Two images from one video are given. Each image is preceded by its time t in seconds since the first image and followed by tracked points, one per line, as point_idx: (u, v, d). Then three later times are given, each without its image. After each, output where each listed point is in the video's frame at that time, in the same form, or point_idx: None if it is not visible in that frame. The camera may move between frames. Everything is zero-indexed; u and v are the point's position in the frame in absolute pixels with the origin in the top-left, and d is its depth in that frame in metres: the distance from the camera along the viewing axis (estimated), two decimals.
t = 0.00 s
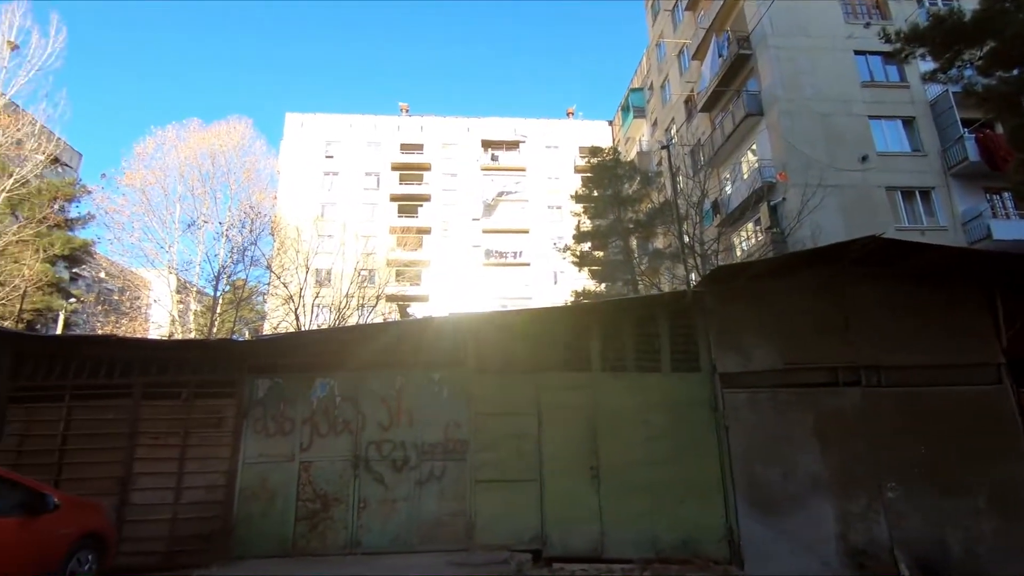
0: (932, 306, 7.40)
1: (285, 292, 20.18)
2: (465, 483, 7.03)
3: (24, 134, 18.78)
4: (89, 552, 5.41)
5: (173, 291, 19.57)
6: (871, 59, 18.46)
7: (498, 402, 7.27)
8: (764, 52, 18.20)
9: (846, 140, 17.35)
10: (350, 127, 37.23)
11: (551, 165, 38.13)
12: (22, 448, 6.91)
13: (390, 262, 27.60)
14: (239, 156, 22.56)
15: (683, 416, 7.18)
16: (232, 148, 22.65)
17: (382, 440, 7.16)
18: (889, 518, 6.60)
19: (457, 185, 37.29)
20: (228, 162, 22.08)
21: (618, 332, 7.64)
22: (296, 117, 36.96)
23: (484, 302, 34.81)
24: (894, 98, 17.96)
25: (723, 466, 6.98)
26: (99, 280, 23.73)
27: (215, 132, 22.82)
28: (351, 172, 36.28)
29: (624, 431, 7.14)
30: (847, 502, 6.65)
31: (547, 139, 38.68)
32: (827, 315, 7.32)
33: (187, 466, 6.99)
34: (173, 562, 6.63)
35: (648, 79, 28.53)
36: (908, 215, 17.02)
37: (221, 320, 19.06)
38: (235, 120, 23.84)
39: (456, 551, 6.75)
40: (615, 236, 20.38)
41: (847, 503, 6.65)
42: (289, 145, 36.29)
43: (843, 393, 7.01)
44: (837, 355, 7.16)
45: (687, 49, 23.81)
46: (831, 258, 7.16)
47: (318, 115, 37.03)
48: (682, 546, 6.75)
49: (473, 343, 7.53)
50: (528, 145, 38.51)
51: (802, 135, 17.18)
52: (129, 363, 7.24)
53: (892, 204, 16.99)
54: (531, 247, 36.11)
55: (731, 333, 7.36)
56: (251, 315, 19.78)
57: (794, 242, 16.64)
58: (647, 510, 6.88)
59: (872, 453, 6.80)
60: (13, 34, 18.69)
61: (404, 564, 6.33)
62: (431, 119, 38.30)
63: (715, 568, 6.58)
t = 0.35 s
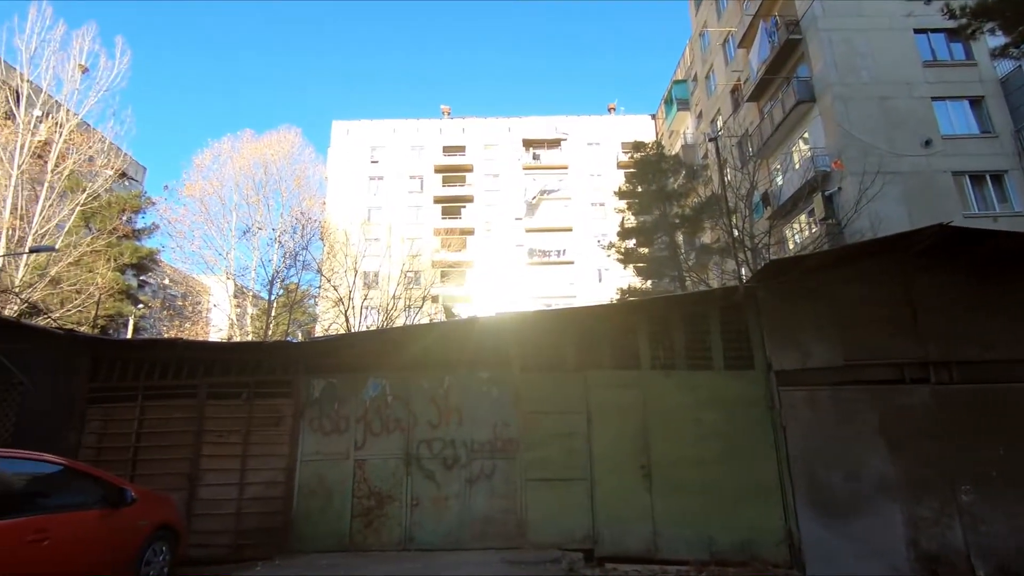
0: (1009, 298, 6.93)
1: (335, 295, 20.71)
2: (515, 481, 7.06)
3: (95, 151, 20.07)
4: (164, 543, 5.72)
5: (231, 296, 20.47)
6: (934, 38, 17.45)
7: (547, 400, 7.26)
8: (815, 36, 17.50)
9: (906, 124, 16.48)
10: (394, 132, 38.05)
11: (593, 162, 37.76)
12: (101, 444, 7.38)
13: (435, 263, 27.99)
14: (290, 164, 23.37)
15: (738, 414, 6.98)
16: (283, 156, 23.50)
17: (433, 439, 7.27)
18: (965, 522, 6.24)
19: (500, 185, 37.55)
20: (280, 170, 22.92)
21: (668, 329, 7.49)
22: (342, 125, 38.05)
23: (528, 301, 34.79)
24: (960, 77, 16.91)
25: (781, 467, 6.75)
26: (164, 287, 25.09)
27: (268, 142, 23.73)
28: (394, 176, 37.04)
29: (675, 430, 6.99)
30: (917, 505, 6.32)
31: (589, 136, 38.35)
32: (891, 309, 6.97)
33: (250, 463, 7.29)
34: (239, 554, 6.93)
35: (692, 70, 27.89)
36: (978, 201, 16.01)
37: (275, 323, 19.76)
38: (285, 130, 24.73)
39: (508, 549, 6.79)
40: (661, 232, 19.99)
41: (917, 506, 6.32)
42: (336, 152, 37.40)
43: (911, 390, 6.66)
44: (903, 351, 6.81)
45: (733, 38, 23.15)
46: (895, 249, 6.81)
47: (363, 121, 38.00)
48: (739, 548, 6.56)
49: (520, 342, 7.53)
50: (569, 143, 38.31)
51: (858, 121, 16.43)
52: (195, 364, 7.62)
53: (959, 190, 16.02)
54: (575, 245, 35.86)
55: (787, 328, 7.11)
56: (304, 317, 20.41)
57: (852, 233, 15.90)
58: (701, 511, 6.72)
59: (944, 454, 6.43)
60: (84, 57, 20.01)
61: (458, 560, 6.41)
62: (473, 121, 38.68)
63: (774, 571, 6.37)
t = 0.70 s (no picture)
0: None
1: (382, 296, 21.12)
2: (564, 480, 7.04)
3: (157, 164, 21.23)
4: (228, 537, 5.99)
5: (283, 300, 21.24)
6: (1003, 11, 16.31)
7: (594, 398, 7.20)
8: (869, 17, 16.69)
9: (972, 105, 15.52)
10: (435, 135, 38.60)
11: (635, 157, 37.15)
12: (169, 442, 7.78)
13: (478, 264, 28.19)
14: (336, 170, 24.01)
15: (794, 413, 6.74)
16: (329, 163, 24.16)
17: (481, 437, 7.34)
18: None
19: (540, 184, 37.48)
20: (327, 176, 23.57)
21: (718, 326, 7.29)
22: (385, 130, 38.87)
23: (571, 299, 34.60)
24: None
25: (841, 467, 6.47)
26: (221, 292, 26.26)
27: (314, 149, 24.46)
28: (436, 179, 37.56)
29: (728, 429, 6.81)
30: (994, 509, 5.96)
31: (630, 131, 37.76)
32: (964, 301, 6.52)
33: (306, 460, 7.55)
34: (298, 548, 7.18)
35: (737, 59, 27.08)
36: None
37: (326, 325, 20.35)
38: (331, 137, 25.42)
39: (557, 549, 6.77)
40: (707, 226, 19.46)
41: (993, 510, 5.95)
42: (380, 157, 38.23)
43: (983, 386, 6.25)
44: (975, 345, 6.38)
45: (780, 23, 22.35)
46: (965, 237, 6.41)
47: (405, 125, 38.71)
48: (798, 552, 6.34)
49: (566, 341, 7.49)
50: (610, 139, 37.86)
51: (918, 105, 15.58)
52: (253, 366, 7.94)
53: None
54: (618, 242, 35.40)
55: (846, 323, 6.83)
56: (352, 319, 20.91)
57: (914, 222, 15.04)
58: (756, 512, 6.52)
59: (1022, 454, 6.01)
60: (145, 75, 21.16)
61: (508, 558, 6.44)
62: (513, 121, 38.81)
63: None
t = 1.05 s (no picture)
0: None
1: (434, 299, 21.42)
2: (623, 480, 6.95)
3: (220, 179, 22.37)
4: (298, 533, 6.25)
5: (340, 304, 21.93)
6: None
7: (652, 397, 7.08)
8: None
9: None
10: (481, 137, 39.02)
11: (685, 150, 36.24)
12: (241, 442, 8.18)
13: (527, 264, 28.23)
14: (387, 177, 24.62)
15: (867, 411, 6.42)
16: (380, 170, 24.78)
17: (538, 437, 7.34)
18: None
19: (588, 181, 37.21)
20: (379, 183, 24.20)
21: (781, 321, 7.02)
22: (433, 135, 39.60)
23: (622, 297, 34.09)
24: None
25: (921, 468, 6.12)
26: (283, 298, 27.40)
27: (366, 158, 25.19)
28: (483, 181, 37.94)
29: (795, 428, 6.55)
30: None
31: (679, 123, 36.89)
32: None
33: (369, 459, 7.78)
34: (364, 545, 7.41)
35: (792, 42, 26.00)
36: None
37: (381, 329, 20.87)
38: (380, 145, 26.07)
39: (618, 549, 6.68)
40: (764, 218, 18.75)
41: None
42: (428, 161, 38.98)
43: None
44: None
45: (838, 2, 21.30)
46: None
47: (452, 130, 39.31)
48: (875, 557, 6.01)
49: (621, 340, 7.38)
50: (658, 133, 37.11)
51: (995, 79, 14.56)
52: (316, 369, 8.24)
53: None
54: (669, 237, 34.62)
55: (923, 316, 6.41)
56: (406, 322, 21.32)
57: (993, 206, 14.05)
58: (828, 514, 6.23)
59: None
60: (208, 95, 22.35)
61: (568, 558, 6.41)
62: (559, 119, 38.75)
63: None
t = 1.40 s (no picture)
0: None
1: (495, 299, 21.52)
2: (698, 479, 6.74)
3: (289, 193, 23.55)
4: (376, 530, 6.46)
5: (405, 308, 22.52)
6: None
7: (724, 393, 6.84)
8: None
9: None
10: (536, 137, 39.16)
11: (748, 135, 34.72)
12: (320, 443, 8.57)
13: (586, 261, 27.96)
14: (445, 182, 25.09)
15: (967, 404, 5.92)
16: (438, 175, 25.30)
17: (607, 436, 7.25)
18: None
19: (646, 174, 36.47)
20: (438, 188, 24.69)
21: (864, 310, 6.59)
22: (488, 137, 40.14)
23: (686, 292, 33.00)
24: None
25: None
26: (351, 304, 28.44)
27: (424, 164, 25.77)
28: (539, 180, 38.00)
29: (884, 424, 6.13)
30: None
31: (740, 109, 35.46)
32: None
33: (440, 459, 7.95)
34: (438, 542, 7.56)
35: (862, 14, 24.49)
36: None
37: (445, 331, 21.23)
38: (437, 151, 26.61)
39: (695, 551, 6.49)
40: (838, 201, 17.61)
41: None
42: (484, 164, 39.52)
43: None
44: None
45: None
46: None
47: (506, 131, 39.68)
48: (983, 563, 5.53)
49: (690, 335, 7.16)
50: (718, 120, 35.85)
51: None
52: (387, 371, 8.51)
53: None
54: (734, 227, 33.28)
55: None
56: (468, 323, 21.57)
57: None
58: (925, 516, 5.80)
59: None
60: (275, 113, 23.56)
61: (643, 559, 6.30)
62: (614, 113, 38.29)
63: None
